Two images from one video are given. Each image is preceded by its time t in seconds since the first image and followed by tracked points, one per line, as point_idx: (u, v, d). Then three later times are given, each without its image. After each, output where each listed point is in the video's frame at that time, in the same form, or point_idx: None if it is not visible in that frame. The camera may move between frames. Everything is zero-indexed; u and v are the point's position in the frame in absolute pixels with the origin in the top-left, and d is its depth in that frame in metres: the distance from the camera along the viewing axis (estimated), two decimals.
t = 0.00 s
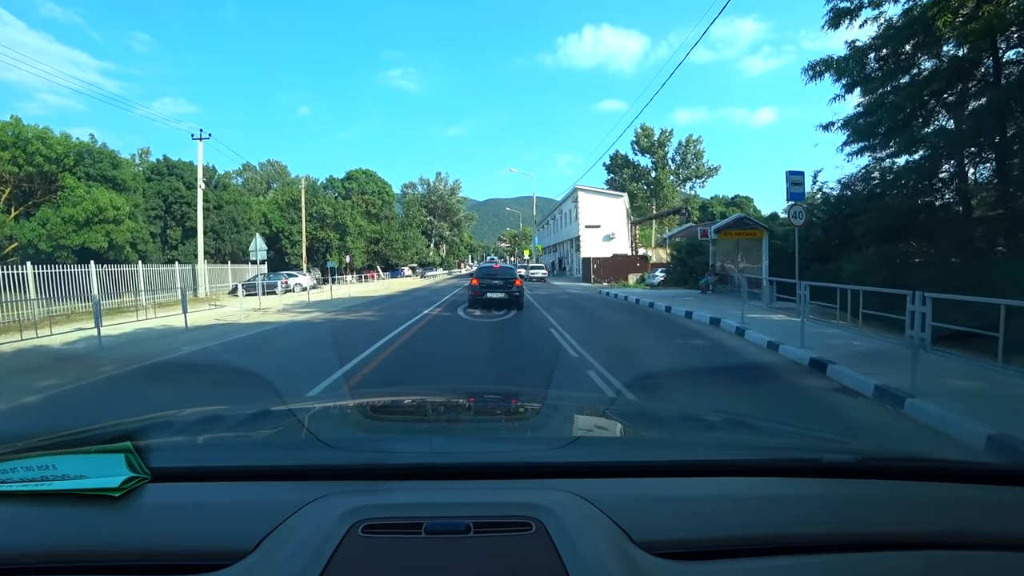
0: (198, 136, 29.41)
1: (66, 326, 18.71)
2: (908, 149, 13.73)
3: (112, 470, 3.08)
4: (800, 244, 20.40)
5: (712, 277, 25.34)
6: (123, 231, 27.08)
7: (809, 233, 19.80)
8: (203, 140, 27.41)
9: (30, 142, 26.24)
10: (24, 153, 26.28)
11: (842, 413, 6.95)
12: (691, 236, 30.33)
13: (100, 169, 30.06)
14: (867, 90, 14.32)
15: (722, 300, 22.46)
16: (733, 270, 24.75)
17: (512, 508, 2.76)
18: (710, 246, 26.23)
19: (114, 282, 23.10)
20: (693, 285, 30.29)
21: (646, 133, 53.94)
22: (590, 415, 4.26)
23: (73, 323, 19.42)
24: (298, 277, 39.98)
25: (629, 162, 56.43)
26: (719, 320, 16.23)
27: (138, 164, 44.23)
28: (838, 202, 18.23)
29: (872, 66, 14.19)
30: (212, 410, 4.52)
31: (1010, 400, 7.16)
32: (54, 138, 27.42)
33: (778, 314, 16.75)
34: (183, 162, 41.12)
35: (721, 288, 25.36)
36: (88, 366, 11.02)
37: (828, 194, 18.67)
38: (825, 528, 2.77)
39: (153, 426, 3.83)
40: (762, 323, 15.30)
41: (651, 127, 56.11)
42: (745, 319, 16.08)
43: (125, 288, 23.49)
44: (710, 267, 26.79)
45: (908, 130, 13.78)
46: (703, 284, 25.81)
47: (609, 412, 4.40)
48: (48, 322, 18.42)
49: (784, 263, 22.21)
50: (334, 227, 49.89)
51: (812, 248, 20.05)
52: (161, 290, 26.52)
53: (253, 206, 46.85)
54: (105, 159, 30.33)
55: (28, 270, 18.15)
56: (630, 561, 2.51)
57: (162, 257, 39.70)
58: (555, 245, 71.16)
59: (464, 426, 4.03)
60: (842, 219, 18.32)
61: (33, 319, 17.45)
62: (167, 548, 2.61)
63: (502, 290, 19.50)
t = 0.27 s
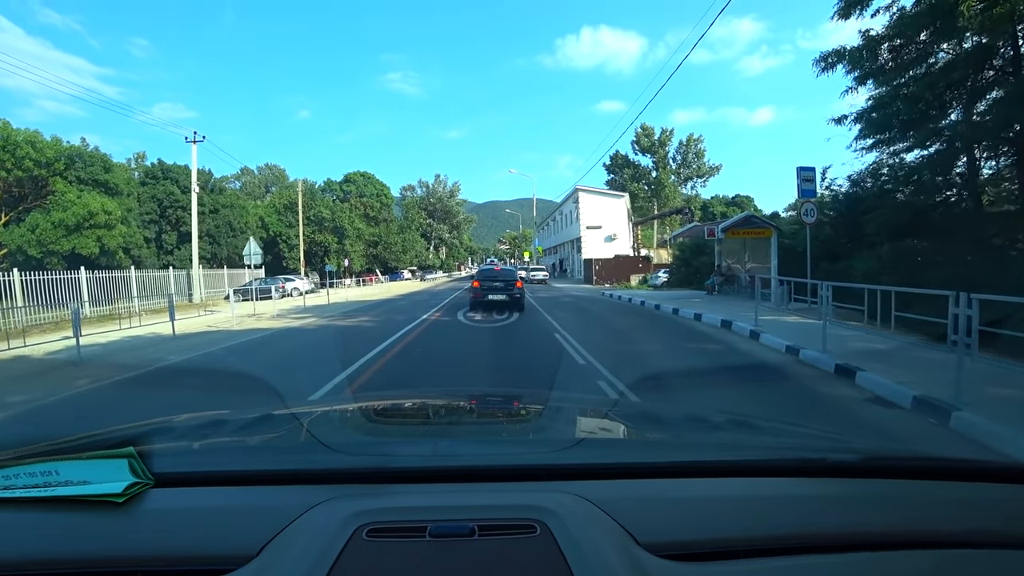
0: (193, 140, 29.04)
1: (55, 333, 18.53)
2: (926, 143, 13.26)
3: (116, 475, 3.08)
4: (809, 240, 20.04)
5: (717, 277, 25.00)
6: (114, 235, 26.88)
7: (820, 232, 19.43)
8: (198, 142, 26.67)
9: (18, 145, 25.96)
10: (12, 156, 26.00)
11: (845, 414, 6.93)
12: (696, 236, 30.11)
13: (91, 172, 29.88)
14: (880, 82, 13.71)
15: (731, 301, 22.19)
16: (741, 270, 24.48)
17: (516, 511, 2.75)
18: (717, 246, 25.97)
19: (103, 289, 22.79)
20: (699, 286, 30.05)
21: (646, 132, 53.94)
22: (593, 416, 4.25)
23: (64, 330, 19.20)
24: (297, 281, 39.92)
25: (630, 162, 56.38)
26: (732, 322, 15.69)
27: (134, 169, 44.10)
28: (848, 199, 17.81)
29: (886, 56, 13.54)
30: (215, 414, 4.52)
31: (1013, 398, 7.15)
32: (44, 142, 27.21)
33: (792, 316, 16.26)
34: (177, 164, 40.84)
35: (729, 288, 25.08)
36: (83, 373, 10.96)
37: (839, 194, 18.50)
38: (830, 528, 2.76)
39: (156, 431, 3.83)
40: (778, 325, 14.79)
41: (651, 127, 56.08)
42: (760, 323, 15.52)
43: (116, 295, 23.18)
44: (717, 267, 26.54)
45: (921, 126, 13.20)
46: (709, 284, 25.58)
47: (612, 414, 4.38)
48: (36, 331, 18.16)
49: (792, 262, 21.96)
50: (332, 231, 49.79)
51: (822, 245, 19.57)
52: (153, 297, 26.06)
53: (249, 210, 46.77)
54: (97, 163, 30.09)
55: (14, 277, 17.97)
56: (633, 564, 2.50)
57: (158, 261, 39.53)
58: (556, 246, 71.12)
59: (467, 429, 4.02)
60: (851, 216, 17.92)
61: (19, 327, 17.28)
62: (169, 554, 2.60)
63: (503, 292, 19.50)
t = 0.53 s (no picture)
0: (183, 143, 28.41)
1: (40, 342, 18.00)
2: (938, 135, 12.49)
3: (119, 480, 3.08)
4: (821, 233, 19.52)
5: (723, 275, 24.72)
6: (102, 240, 26.59)
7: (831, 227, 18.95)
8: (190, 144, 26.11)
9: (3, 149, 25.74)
10: None
11: (846, 409, 6.93)
12: (702, 233, 29.93)
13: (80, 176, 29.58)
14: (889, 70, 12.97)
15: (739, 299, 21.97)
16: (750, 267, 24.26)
17: (519, 510, 2.75)
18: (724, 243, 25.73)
19: (90, 295, 22.13)
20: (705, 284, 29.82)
21: (645, 129, 53.92)
22: (594, 416, 4.25)
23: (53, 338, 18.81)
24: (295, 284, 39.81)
25: (629, 160, 56.38)
26: (744, 322, 15.05)
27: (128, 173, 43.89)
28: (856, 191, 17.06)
29: (898, 42, 12.75)
30: (217, 418, 4.52)
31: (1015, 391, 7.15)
32: (30, 146, 26.99)
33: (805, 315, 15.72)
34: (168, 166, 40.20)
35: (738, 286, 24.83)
36: (78, 380, 10.90)
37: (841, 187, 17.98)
38: (833, 523, 2.77)
39: (158, 435, 3.83)
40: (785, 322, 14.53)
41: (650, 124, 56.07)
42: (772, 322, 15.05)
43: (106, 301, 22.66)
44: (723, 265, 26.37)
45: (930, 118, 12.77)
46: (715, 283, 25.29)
47: (613, 412, 4.39)
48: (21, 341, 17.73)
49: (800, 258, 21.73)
50: (329, 233, 49.61)
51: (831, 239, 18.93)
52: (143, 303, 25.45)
53: (244, 213, 46.64)
54: (86, 167, 30.23)
55: None
56: (637, 561, 2.50)
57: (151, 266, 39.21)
58: (555, 246, 71.09)
59: (468, 429, 4.02)
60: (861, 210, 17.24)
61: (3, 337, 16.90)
62: (174, 558, 2.60)
63: (503, 292, 19.52)
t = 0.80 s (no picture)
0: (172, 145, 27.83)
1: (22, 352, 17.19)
2: (957, 123, 12.49)
3: (120, 485, 3.07)
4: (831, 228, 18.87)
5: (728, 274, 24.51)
6: (88, 245, 26.44)
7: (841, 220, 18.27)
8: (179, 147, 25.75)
9: None
10: None
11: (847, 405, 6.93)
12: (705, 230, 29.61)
13: (67, 180, 29.41)
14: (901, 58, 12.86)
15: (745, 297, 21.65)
16: (755, 264, 23.90)
17: (520, 510, 2.75)
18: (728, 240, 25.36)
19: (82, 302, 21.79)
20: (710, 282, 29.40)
21: (643, 127, 53.99)
22: (595, 415, 4.25)
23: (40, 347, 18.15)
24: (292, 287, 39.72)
25: (627, 158, 56.41)
26: (756, 322, 14.28)
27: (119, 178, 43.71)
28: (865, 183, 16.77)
29: (910, 30, 12.56)
30: (218, 422, 4.51)
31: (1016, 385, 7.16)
32: (14, 151, 27.09)
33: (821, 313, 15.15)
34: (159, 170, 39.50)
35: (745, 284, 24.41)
36: (75, 386, 10.87)
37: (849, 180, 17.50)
38: (835, 520, 2.77)
39: (159, 440, 3.82)
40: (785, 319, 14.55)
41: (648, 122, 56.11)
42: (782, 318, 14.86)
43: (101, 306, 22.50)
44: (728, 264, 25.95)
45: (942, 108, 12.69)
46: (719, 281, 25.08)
47: (614, 412, 4.38)
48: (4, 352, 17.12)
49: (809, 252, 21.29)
50: (324, 235, 49.40)
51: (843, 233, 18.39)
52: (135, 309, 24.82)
53: (238, 216, 46.43)
54: (72, 171, 29.83)
55: None
56: (639, 560, 2.50)
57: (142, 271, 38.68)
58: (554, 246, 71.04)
59: (469, 430, 4.02)
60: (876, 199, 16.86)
61: None
62: (175, 562, 2.59)
63: (502, 293, 19.53)
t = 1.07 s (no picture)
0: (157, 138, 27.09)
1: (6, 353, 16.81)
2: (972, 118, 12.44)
3: (116, 485, 3.07)
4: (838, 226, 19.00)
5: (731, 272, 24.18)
6: (69, 244, 25.88)
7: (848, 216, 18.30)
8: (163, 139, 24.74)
9: None
10: None
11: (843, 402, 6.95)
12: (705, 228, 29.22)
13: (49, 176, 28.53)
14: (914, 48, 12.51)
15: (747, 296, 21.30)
16: (757, 263, 23.51)
17: (516, 508, 2.76)
18: (730, 237, 24.93)
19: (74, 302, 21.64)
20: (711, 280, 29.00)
21: (640, 124, 54.07)
22: (591, 413, 4.25)
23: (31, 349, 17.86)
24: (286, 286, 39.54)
25: (624, 155, 56.42)
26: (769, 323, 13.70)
27: (107, 176, 43.23)
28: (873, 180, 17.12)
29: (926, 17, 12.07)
30: (214, 421, 4.50)
31: (1012, 383, 7.18)
32: None
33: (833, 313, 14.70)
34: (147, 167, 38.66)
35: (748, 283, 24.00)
36: (68, 386, 10.81)
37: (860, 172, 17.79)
38: (829, 517, 2.78)
39: (155, 439, 3.81)
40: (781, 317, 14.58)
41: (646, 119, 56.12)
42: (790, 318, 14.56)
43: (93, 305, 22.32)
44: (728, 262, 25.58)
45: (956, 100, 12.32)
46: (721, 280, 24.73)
47: (610, 410, 4.39)
48: None
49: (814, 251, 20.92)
50: (317, 233, 48.99)
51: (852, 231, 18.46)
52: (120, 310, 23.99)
53: (229, 214, 46.09)
54: (55, 167, 28.50)
55: None
56: (634, 557, 2.51)
57: (129, 271, 37.99)
58: (550, 243, 70.99)
59: (466, 428, 4.02)
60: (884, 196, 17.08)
61: None
62: (170, 561, 2.59)
63: (498, 292, 19.54)
